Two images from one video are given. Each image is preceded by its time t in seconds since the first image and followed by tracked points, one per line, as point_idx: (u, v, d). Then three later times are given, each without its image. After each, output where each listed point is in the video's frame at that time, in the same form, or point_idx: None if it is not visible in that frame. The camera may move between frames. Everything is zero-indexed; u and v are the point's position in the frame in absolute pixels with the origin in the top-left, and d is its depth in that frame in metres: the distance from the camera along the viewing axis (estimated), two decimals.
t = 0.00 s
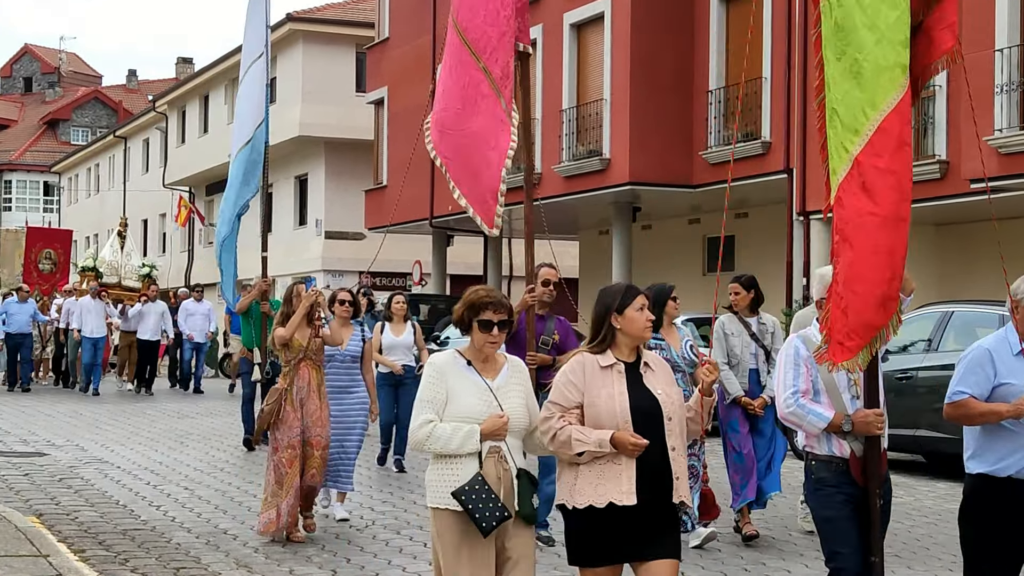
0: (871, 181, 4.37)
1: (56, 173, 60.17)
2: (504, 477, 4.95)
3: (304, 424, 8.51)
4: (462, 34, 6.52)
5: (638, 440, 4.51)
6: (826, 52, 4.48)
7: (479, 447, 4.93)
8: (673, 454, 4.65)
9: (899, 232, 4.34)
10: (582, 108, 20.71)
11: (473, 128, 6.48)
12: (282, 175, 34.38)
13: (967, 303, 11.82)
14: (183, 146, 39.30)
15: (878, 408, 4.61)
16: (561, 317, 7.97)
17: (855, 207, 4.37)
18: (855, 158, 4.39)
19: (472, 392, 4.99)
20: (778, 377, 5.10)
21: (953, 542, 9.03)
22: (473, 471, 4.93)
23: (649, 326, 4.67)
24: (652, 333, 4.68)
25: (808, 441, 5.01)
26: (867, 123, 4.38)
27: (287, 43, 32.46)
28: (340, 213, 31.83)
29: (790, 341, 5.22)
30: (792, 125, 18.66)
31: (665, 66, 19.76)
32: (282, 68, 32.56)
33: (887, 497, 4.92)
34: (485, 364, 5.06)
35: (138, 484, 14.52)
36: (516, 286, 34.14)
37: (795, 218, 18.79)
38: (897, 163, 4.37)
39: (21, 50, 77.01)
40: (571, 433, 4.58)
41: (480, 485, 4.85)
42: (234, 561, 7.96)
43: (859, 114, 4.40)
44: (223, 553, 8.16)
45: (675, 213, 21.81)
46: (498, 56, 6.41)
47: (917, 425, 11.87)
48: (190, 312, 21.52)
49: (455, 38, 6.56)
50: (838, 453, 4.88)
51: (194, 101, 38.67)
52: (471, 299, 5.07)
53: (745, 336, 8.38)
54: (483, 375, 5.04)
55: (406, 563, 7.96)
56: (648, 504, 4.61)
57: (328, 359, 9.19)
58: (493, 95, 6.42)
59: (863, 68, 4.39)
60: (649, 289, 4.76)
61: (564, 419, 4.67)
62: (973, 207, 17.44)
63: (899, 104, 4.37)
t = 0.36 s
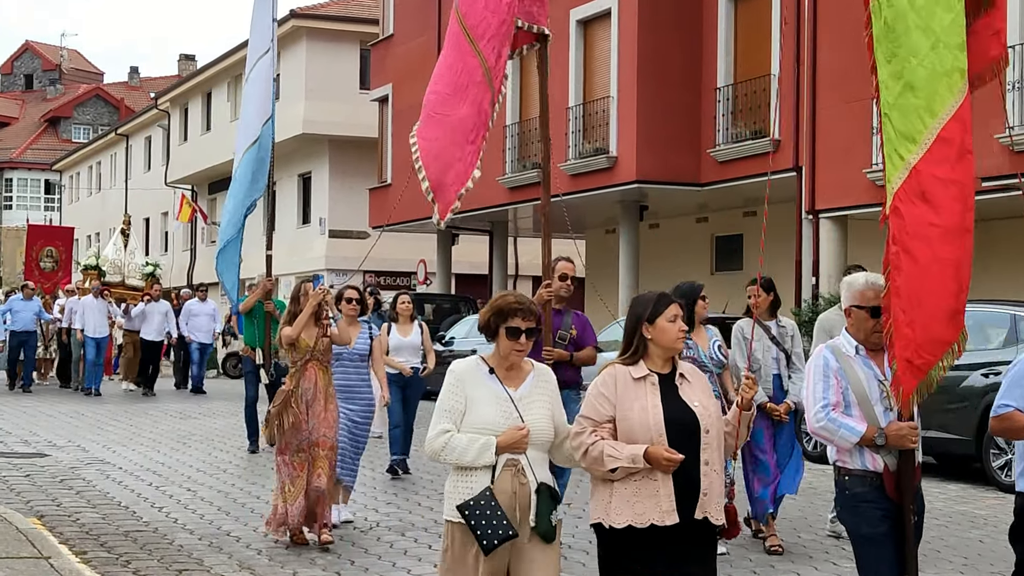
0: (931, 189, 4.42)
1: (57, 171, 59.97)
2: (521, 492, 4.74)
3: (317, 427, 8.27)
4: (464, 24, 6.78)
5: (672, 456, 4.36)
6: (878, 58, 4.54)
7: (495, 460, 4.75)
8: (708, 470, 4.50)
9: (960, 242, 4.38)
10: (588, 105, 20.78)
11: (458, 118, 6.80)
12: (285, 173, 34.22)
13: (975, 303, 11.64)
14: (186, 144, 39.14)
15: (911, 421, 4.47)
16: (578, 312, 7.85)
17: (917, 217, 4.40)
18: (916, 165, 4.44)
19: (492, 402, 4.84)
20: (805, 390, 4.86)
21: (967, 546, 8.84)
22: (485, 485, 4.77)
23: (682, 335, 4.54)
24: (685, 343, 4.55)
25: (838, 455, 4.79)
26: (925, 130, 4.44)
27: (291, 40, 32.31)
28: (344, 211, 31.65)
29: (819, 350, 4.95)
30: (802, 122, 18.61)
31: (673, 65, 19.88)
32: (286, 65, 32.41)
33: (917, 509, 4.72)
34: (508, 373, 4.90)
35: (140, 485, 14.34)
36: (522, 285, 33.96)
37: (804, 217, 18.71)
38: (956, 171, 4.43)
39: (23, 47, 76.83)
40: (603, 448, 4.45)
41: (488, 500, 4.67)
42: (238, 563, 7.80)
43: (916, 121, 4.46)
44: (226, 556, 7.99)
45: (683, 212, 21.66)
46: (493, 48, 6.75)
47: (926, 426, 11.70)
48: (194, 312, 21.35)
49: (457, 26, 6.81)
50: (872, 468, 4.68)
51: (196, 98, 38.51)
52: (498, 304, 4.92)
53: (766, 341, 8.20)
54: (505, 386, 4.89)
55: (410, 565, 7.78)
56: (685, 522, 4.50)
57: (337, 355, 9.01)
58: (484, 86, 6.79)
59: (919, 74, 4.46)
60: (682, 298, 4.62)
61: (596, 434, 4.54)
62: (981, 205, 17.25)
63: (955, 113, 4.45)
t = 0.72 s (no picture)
0: (994, 187, 3.83)
1: (61, 170, 59.88)
2: (557, 505, 4.59)
3: (325, 435, 8.01)
4: (460, 19, 7.17)
5: (718, 454, 4.17)
6: (935, 45, 4.01)
7: (528, 472, 4.59)
8: (756, 471, 4.32)
9: None
10: (597, 102, 20.74)
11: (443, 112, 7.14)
12: (290, 171, 34.04)
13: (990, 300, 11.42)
14: (190, 142, 38.98)
15: (947, 421, 4.26)
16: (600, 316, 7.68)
17: (980, 215, 3.84)
18: (976, 161, 3.88)
19: (527, 413, 4.67)
20: (839, 386, 4.68)
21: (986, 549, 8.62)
22: (519, 500, 4.62)
23: (724, 331, 4.34)
24: (727, 339, 4.35)
25: (870, 455, 4.63)
26: (986, 123, 3.87)
27: (296, 36, 32.13)
28: (349, 210, 31.47)
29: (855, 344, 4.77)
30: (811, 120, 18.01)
31: (683, 63, 19.75)
32: (291, 62, 32.24)
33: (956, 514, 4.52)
34: (545, 383, 4.72)
35: (144, 487, 14.17)
36: (529, 285, 33.78)
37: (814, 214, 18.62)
38: None
39: (27, 44, 76.75)
40: (645, 447, 4.27)
41: (523, 511, 4.54)
42: (243, 565, 7.62)
43: (978, 113, 3.90)
44: (230, 558, 7.82)
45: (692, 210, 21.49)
46: (487, 50, 7.15)
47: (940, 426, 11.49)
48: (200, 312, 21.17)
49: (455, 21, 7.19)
50: (906, 470, 4.50)
51: (201, 95, 38.34)
52: (539, 312, 4.72)
53: (792, 337, 7.91)
54: (542, 396, 4.71)
55: (417, 567, 7.62)
56: (734, 525, 4.31)
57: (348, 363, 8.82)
58: (472, 84, 7.18)
59: (979, 64, 3.90)
60: (726, 293, 4.42)
61: (638, 432, 4.36)
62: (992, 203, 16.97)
63: None
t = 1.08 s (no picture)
0: None
1: (64, 168, 59.71)
2: (590, 508, 4.41)
3: (335, 439, 7.81)
4: (459, 19, 7.47)
5: (755, 464, 4.02)
6: (982, 31, 3.88)
7: (561, 473, 4.42)
8: (795, 480, 4.15)
9: None
10: (606, 100, 20.68)
11: (444, 113, 7.39)
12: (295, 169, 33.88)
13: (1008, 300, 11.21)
14: (194, 140, 38.82)
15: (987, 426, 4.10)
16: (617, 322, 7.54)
17: None
18: None
19: (557, 412, 4.51)
20: (872, 387, 4.49)
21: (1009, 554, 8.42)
22: (554, 502, 4.45)
23: (761, 336, 4.17)
24: (764, 345, 4.18)
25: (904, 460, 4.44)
26: None
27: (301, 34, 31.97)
28: (355, 209, 31.31)
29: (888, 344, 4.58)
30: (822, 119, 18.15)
31: (692, 62, 19.64)
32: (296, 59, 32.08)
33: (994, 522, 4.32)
34: (576, 382, 4.56)
35: (148, 487, 14.00)
36: (536, 284, 33.60)
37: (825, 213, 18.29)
38: None
39: (29, 41, 76.58)
40: (678, 456, 4.11)
41: (563, 516, 4.37)
42: (247, 566, 7.46)
43: None
44: (235, 559, 7.67)
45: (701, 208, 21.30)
46: (489, 55, 7.46)
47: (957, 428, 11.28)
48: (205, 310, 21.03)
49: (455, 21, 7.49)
50: (941, 475, 4.31)
51: (205, 92, 38.18)
52: (571, 308, 4.54)
53: (813, 340, 7.70)
54: (573, 394, 4.55)
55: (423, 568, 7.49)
56: (770, 537, 4.14)
57: (359, 366, 8.55)
58: (473, 86, 7.44)
59: None
60: (764, 296, 4.24)
61: (672, 441, 4.20)
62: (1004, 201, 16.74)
63: None
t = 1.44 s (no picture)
0: None
1: (67, 166, 59.59)
2: (633, 520, 4.25)
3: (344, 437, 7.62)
4: None
5: (799, 484, 3.86)
6: None
7: (601, 486, 4.24)
8: (836, 499, 4.01)
9: None
10: (613, 97, 20.54)
11: (449, 105, 6.82)
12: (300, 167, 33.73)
13: None
14: (198, 137, 38.67)
15: None
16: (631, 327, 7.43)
17: None
18: None
19: (592, 422, 4.33)
20: (914, 398, 4.37)
21: None
22: (596, 516, 4.26)
23: (797, 348, 4.01)
24: (801, 357, 4.02)
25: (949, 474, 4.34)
26: None
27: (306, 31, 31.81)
28: (360, 207, 31.16)
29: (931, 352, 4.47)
30: (831, 124, 18.00)
31: (700, 58, 19.51)
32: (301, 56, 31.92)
33: None
34: (609, 393, 4.38)
35: (151, 488, 13.85)
36: (543, 283, 33.47)
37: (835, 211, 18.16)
38: None
39: (32, 37, 76.48)
40: (717, 474, 3.96)
41: (607, 530, 4.20)
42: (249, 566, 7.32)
43: None
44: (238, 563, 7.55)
45: (709, 206, 21.13)
46: (497, 41, 6.83)
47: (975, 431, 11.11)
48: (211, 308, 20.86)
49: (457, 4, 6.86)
50: (985, 489, 4.21)
51: (210, 89, 38.03)
52: (597, 316, 4.39)
53: (843, 342, 7.36)
54: (607, 404, 4.38)
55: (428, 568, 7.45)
56: (812, 559, 4.00)
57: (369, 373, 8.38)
58: (482, 74, 6.83)
59: None
60: (802, 306, 4.08)
61: (709, 458, 4.03)
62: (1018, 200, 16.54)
63: None
